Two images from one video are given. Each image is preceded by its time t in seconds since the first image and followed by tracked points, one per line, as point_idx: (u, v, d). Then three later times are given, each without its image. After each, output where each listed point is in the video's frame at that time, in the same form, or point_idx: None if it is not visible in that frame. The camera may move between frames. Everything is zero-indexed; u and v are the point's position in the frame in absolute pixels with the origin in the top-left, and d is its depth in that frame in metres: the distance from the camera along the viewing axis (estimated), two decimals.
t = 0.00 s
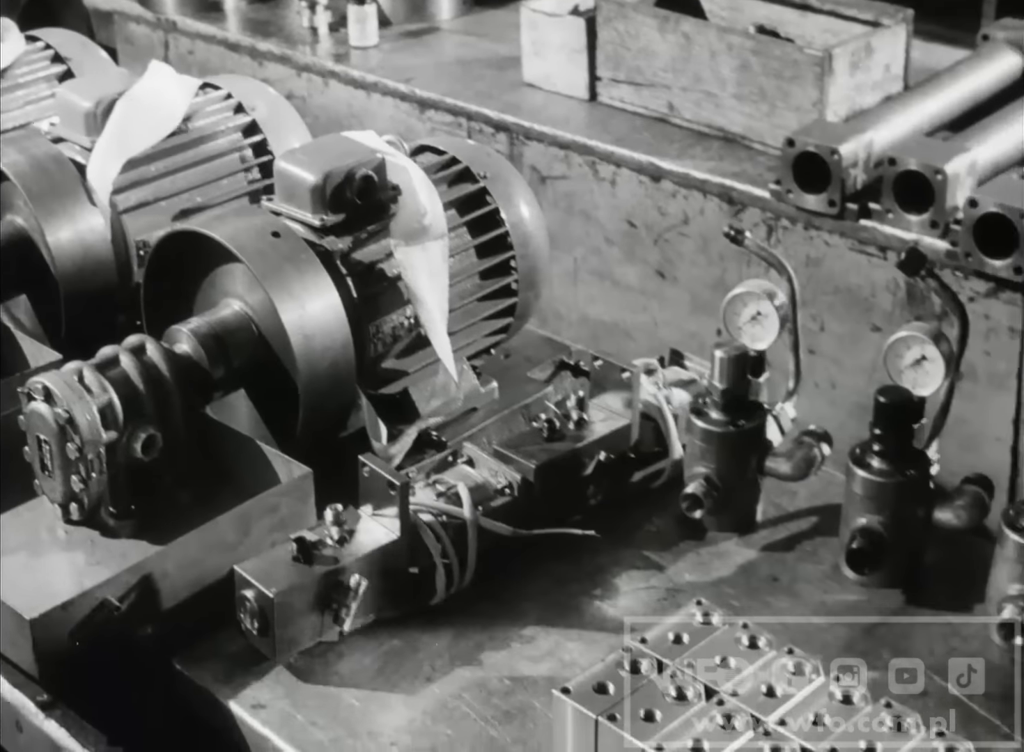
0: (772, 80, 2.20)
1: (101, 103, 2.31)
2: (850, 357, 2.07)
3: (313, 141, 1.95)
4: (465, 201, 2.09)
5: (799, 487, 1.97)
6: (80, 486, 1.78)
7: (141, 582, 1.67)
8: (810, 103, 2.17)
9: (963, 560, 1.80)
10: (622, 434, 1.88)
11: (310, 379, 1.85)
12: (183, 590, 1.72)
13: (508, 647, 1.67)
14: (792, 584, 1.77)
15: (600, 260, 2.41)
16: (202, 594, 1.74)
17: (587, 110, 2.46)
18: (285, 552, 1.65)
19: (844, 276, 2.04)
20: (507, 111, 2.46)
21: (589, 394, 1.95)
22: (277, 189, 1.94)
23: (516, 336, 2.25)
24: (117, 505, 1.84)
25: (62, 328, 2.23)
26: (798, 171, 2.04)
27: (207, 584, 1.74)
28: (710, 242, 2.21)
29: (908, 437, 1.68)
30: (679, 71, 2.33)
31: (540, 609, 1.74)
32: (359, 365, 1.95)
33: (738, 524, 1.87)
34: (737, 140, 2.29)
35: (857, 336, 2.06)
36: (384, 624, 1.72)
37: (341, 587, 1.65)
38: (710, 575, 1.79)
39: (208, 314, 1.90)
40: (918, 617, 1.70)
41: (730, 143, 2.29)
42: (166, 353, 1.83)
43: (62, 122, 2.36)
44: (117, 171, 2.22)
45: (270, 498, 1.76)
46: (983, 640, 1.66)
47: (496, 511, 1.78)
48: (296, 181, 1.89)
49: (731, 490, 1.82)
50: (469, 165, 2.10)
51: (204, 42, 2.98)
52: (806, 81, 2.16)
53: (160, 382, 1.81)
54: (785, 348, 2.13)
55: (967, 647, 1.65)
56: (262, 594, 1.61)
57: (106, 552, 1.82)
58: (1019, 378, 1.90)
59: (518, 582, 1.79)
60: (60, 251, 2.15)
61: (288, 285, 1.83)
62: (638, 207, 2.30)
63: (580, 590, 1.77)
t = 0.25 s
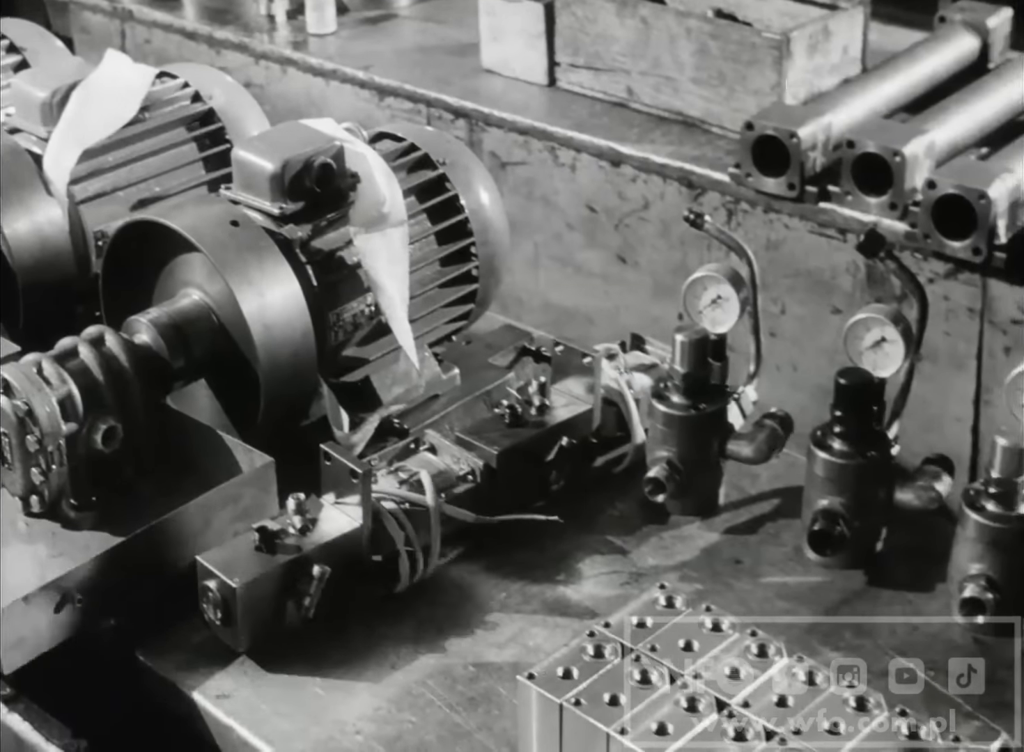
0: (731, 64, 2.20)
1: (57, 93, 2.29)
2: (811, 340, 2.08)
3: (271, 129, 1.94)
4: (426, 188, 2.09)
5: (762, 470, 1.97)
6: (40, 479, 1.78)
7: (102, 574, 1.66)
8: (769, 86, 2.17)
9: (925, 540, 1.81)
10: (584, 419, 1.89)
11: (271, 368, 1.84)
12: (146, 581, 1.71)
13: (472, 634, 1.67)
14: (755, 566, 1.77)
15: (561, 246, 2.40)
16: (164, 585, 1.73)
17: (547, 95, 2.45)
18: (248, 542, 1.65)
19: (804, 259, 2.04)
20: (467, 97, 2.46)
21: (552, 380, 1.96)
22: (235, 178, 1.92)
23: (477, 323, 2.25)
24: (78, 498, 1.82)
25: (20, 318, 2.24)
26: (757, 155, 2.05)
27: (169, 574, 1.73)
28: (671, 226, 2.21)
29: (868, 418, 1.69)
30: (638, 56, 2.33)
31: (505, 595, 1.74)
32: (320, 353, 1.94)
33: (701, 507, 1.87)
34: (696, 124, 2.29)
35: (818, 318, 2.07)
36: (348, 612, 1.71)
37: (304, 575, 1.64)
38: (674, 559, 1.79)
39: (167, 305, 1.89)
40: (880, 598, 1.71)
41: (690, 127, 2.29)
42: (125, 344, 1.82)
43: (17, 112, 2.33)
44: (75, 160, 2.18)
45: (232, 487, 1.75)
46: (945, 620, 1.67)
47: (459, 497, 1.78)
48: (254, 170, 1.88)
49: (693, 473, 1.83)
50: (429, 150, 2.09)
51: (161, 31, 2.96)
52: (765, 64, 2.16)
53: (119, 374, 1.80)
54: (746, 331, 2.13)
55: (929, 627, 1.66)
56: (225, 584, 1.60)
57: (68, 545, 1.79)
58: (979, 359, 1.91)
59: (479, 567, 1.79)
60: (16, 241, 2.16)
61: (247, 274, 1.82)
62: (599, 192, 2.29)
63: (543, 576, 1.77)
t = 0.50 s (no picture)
0: (687, 36, 2.20)
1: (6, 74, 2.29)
2: (769, 311, 2.08)
3: (225, 106, 1.93)
4: (382, 164, 2.07)
5: (721, 442, 1.98)
6: None
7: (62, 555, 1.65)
8: (725, 58, 2.17)
9: (884, 509, 1.82)
10: (544, 393, 1.89)
11: (228, 347, 1.83)
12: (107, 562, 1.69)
13: (434, 610, 1.67)
14: (715, 537, 1.78)
15: (519, 220, 2.40)
16: (125, 566, 1.73)
17: (503, 69, 2.44)
18: (207, 521, 1.64)
19: (762, 230, 2.05)
20: (423, 72, 2.44)
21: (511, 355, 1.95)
22: (189, 156, 1.91)
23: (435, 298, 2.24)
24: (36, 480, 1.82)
25: None
26: (713, 127, 2.04)
27: (131, 553, 1.74)
28: (629, 199, 2.21)
29: (825, 388, 1.69)
30: (594, 29, 2.32)
31: (466, 571, 1.74)
32: (279, 330, 1.94)
33: (661, 479, 1.87)
34: (653, 97, 2.29)
35: (776, 290, 2.07)
36: (310, 589, 1.71)
37: (265, 554, 1.63)
38: (633, 532, 1.79)
39: (123, 283, 1.87)
40: (840, 567, 1.72)
41: (646, 100, 2.29)
42: (82, 324, 1.80)
43: None
44: (29, 139, 2.14)
45: (191, 466, 1.75)
46: (904, 588, 1.68)
47: (420, 473, 1.78)
48: (209, 148, 1.87)
49: (652, 446, 1.83)
50: (385, 126, 2.07)
51: (114, 8, 2.93)
52: (720, 37, 2.16)
53: (76, 354, 1.79)
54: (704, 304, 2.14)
55: (888, 595, 1.67)
56: (185, 565, 1.59)
57: (27, 527, 1.78)
58: (936, 329, 1.92)
59: (439, 542, 1.79)
60: None
61: (204, 252, 1.80)
62: (556, 166, 2.29)
63: (504, 551, 1.77)
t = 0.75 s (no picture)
0: (636, 2, 2.20)
1: None
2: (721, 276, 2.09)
3: (172, 77, 1.91)
4: (331, 134, 2.06)
5: (675, 408, 1.98)
6: None
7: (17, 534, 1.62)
8: (674, 24, 2.16)
9: (836, 472, 1.83)
10: (496, 362, 1.88)
11: (179, 320, 1.81)
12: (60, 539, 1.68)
13: (390, 581, 1.67)
14: (670, 503, 1.78)
15: (471, 189, 2.39)
16: (79, 544, 1.72)
17: (452, 37, 2.43)
18: (160, 494, 1.63)
19: (714, 195, 2.05)
20: (372, 41, 2.43)
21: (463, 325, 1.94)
22: (136, 129, 1.89)
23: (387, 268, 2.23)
24: None
25: None
26: (663, 93, 2.03)
27: (82, 532, 1.72)
28: (580, 166, 2.21)
29: (777, 352, 1.70)
30: None
31: (421, 540, 1.73)
32: (230, 303, 1.92)
33: (616, 446, 1.87)
34: (603, 64, 2.28)
35: (728, 255, 2.08)
36: (265, 562, 1.71)
37: (220, 527, 1.63)
38: (588, 499, 1.79)
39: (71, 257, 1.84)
40: (794, 530, 1.72)
41: (596, 67, 2.29)
42: (30, 299, 1.78)
43: None
44: None
45: (142, 440, 1.73)
46: (857, 550, 1.69)
47: (374, 444, 1.77)
48: (156, 120, 1.85)
49: (606, 412, 1.83)
50: (333, 95, 2.06)
51: None
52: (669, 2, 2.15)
53: (25, 329, 1.76)
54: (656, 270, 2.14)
55: (842, 557, 1.68)
56: (139, 540, 1.58)
57: None
58: (888, 291, 1.93)
59: (394, 512, 1.78)
60: None
61: (153, 225, 1.79)
62: (507, 134, 2.28)
63: (460, 520, 1.77)
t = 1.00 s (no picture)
0: None
1: None
2: (675, 249, 2.09)
3: (120, 56, 1.90)
4: (281, 112, 2.04)
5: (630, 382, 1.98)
6: None
7: None
8: None
9: (791, 443, 1.83)
10: (451, 339, 1.88)
11: (131, 301, 1.80)
12: (15, 523, 1.66)
13: (347, 560, 1.66)
14: (626, 476, 1.79)
15: (424, 166, 2.38)
16: (33, 526, 1.67)
17: (404, 13, 2.42)
18: (115, 476, 1.63)
19: (667, 169, 2.05)
20: (322, 18, 2.41)
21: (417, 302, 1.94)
22: (85, 108, 1.88)
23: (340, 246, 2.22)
24: None
25: None
26: (615, 68, 2.03)
27: (35, 513, 1.67)
28: (533, 141, 2.20)
29: (731, 324, 1.70)
30: None
31: (378, 518, 1.73)
32: (182, 284, 1.90)
33: (572, 420, 1.87)
34: (555, 38, 2.28)
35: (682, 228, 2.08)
36: (220, 542, 1.70)
37: (175, 508, 1.62)
38: (545, 473, 1.79)
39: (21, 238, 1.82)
40: (750, 502, 1.73)
41: (548, 41, 2.28)
42: None
43: None
44: None
45: (95, 424, 1.73)
46: (813, 520, 1.69)
47: (329, 423, 1.76)
48: (104, 99, 1.84)
49: (561, 387, 1.83)
50: (284, 73, 2.05)
51: None
52: None
53: None
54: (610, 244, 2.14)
55: (797, 527, 1.68)
56: (93, 522, 1.57)
57: None
58: (841, 263, 1.93)
59: (350, 490, 1.78)
60: None
61: (103, 205, 1.77)
62: (459, 110, 2.28)
63: (416, 497, 1.77)
